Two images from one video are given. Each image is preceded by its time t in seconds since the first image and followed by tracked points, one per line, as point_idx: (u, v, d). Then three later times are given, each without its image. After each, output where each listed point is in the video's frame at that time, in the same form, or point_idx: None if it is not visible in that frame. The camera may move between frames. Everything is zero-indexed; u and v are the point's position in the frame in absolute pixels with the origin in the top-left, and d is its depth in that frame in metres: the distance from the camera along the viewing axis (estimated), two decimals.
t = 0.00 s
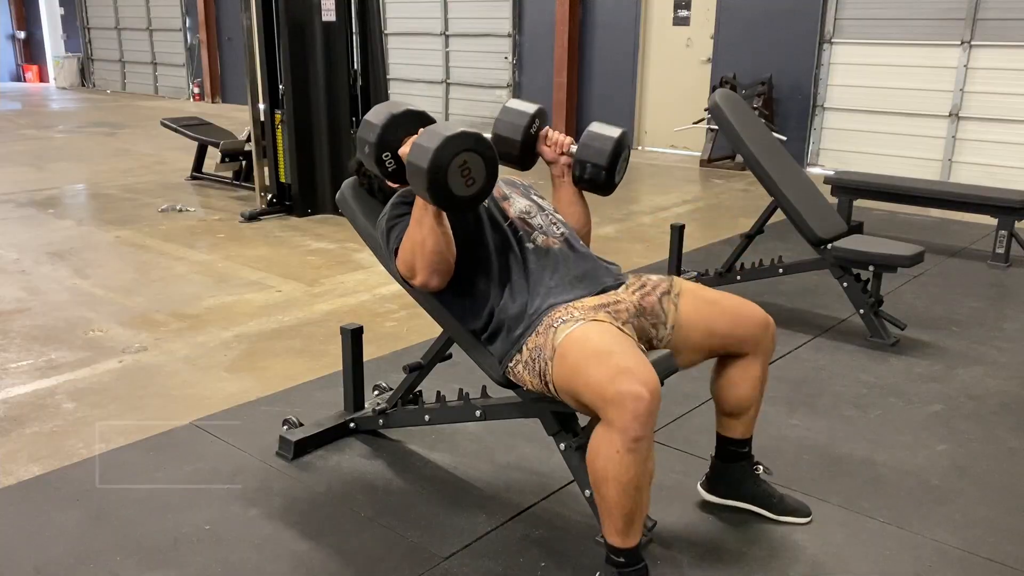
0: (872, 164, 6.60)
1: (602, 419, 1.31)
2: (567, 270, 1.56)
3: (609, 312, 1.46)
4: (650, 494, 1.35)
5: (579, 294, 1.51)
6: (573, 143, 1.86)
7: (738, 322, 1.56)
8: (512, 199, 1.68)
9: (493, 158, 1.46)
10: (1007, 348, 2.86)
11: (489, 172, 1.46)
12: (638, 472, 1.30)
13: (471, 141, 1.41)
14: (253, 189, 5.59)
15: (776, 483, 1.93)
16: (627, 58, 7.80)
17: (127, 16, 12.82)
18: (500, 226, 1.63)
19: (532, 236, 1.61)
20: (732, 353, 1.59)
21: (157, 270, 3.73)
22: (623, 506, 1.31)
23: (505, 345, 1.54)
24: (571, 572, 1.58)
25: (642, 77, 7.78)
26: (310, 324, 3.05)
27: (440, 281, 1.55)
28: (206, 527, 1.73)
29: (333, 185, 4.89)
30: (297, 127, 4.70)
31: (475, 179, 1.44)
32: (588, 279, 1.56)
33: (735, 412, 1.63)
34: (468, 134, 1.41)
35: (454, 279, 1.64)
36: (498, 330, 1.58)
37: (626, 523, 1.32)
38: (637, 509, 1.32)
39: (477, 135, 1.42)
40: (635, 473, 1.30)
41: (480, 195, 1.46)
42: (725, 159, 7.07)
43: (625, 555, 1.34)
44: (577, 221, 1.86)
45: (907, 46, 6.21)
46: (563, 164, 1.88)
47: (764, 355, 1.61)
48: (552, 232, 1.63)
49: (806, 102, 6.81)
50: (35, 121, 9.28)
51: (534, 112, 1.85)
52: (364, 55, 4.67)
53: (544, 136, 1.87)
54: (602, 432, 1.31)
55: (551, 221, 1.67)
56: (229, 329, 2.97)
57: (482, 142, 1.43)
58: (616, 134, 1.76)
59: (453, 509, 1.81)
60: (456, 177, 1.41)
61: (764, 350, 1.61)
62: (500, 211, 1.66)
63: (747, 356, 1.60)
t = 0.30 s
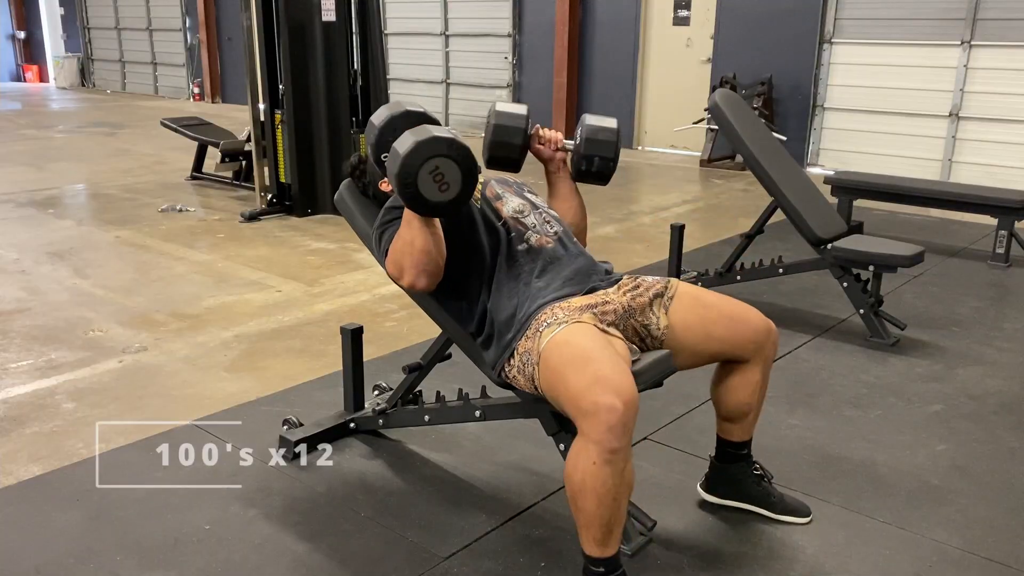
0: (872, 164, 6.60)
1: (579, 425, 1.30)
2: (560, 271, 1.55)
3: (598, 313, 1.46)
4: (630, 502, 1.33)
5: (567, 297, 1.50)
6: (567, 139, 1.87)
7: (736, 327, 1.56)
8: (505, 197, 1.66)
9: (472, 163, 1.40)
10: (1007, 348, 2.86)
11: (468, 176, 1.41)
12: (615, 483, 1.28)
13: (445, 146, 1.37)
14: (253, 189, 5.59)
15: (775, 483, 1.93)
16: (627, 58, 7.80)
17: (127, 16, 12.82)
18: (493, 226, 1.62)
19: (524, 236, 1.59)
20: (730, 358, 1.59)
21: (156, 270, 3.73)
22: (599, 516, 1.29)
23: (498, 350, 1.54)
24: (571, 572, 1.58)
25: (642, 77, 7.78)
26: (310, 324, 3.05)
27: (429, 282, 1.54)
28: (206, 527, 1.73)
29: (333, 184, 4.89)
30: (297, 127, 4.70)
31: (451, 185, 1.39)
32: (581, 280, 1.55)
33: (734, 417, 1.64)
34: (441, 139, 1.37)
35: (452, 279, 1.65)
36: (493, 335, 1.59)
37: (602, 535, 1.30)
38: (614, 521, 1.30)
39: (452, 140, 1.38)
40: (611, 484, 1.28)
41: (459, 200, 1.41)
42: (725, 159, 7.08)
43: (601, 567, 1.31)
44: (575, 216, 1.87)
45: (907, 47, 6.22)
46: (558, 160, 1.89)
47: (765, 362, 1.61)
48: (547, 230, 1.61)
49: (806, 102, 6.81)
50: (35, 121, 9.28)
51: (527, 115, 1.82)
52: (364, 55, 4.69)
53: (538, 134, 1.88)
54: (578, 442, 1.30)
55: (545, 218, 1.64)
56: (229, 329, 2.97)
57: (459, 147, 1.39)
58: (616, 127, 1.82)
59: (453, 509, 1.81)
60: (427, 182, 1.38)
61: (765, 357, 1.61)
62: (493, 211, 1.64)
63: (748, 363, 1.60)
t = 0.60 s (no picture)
0: (872, 164, 6.60)
1: (575, 428, 1.30)
2: (556, 272, 1.55)
3: (596, 316, 1.46)
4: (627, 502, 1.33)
5: (564, 301, 1.49)
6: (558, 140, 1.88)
7: (736, 332, 1.56)
8: (498, 196, 1.65)
9: (439, 157, 1.38)
10: (1007, 348, 2.86)
11: (438, 171, 1.38)
12: (612, 487, 1.28)
13: (410, 143, 1.36)
14: (253, 189, 5.59)
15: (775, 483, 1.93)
16: (627, 58, 7.80)
17: (127, 16, 12.83)
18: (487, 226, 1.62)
19: (520, 236, 1.59)
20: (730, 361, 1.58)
21: (157, 270, 3.73)
22: (596, 519, 1.29)
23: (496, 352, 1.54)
24: (570, 571, 1.58)
25: (642, 77, 7.78)
26: (310, 324, 3.05)
27: (414, 287, 1.53)
28: (206, 527, 1.73)
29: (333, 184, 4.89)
30: (297, 127, 4.70)
31: (420, 182, 1.37)
32: (577, 280, 1.55)
33: (735, 423, 1.63)
34: (406, 136, 1.36)
35: (449, 279, 1.65)
36: (492, 337, 1.59)
37: (598, 539, 1.30)
38: (611, 525, 1.30)
39: (418, 136, 1.37)
40: (607, 489, 1.28)
41: (431, 199, 1.39)
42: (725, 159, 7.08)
43: (597, 570, 1.31)
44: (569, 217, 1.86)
45: (907, 47, 6.22)
46: (550, 161, 1.89)
47: (765, 366, 1.61)
48: (541, 229, 1.61)
49: (806, 103, 6.81)
50: (35, 121, 9.28)
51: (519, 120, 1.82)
52: (364, 55, 4.69)
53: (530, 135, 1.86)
54: (574, 447, 1.29)
55: (540, 216, 1.64)
56: (229, 329, 2.97)
57: (426, 143, 1.37)
58: (605, 127, 1.85)
59: (453, 509, 1.81)
60: (396, 181, 1.36)
61: (766, 360, 1.60)
62: (486, 211, 1.63)
63: (748, 366, 1.60)
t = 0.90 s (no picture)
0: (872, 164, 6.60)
1: (580, 432, 1.30)
2: (554, 270, 1.55)
3: (597, 317, 1.45)
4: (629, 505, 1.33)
5: (563, 303, 1.48)
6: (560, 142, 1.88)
7: (734, 331, 1.56)
8: (493, 191, 1.64)
9: (411, 167, 1.28)
10: (1007, 348, 2.86)
11: (413, 183, 1.29)
12: (615, 491, 1.28)
13: (378, 157, 1.26)
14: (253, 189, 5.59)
15: (775, 483, 1.93)
16: (627, 57, 7.80)
17: (127, 16, 12.83)
18: (482, 223, 1.60)
19: (515, 232, 1.58)
20: (729, 359, 1.58)
21: (156, 270, 3.73)
22: (600, 522, 1.29)
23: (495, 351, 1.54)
24: (570, 572, 1.58)
25: (642, 77, 7.78)
26: (310, 324, 3.05)
27: (404, 293, 1.51)
28: (207, 527, 1.73)
29: (333, 185, 4.90)
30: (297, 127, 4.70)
31: (397, 194, 1.28)
32: (576, 279, 1.55)
33: (735, 423, 1.63)
34: (374, 153, 1.26)
35: (447, 279, 1.64)
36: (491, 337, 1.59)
37: (601, 542, 1.30)
38: (615, 528, 1.30)
39: (389, 148, 1.27)
40: (612, 493, 1.28)
41: (409, 211, 1.31)
42: (725, 159, 7.08)
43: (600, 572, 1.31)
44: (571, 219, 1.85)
45: (907, 47, 6.22)
46: (552, 165, 1.89)
47: (764, 365, 1.61)
48: (536, 225, 1.60)
49: (806, 103, 6.81)
50: (35, 121, 9.28)
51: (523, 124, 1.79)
52: (364, 55, 4.70)
53: (532, 139, 1.86)
54: (579, 450, 1.29)
55: (534, 213, 1.63)
56: (229, 329, 2.97)
57: (396, 155, 1.27)
58: (605, 125, 1.84)
59: (453, 509, 1.81)
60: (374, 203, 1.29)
61: (765, 358, 1.61)
62: (481, 208, 1.61)
63: (747, 365, 1.60)
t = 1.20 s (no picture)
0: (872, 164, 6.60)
1: (571, 431, 1.30)
2: (547, 259, 1.55)
3: (593, 314, 1.45)
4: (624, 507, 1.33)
5: (558, 297, 1.48)
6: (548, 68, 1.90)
7: (731, 327, 1.56)
8: (486, 181, 1.64)
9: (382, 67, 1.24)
10: (1007, 348, 2.86)
11: (383, 84, 1.25)
12: (609, 492, 1.28)
13: (346, 59, 1.24)
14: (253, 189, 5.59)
15: (775, 483, 1.93)
16: (627, 57, 7.80)
17: (127, 16, 12.83)
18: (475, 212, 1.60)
19: (507, 220, 1.58)
20: (726, 355, 1.58)
21: (156, 270, 3.73)
22: (594, 523, 1.28)
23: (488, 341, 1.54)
24: (570, 571, 1.58)
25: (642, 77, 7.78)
26: (310, 324, 3.05)
27: (382, 205, 1.46)
28: (206, 527, 1.73)
29: (333, 185, 4.90)
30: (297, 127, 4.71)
31: (368, 98, 1.25)
32: (570, 270, 1.54)
33: (734, 420, 1.63)
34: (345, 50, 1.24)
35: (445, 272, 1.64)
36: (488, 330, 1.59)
37: (597, 543, 1.30)
38: (610, 528, 1.30)
39: (357, 49, 1.24)
40: (605, 493, 1.28)
41: (380, 116, 1.27)
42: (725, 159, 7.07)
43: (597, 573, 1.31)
44: (560, 147, 1.86)
45: (907, 46, 6.22)
46: (540, 90, 1.90)
47: (760, 361, 1.61)
48: (529, 213, 1.60)
49: (806, 103, 6.81)
50: (35, 121, 9.28)
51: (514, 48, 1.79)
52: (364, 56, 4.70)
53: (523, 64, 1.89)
54: (570, 451, 1.30)
55: (527, 201, 1.63)
56: (229, 329, 2.97)
57: (364, 55, 1.24)
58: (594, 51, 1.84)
59: (453, 509, 1.81)
60: (341, 102, 1.26)
61: (761, 356, 1.61)
62: (473, 197, 1.61)
63: (744, 362, 1.60)
